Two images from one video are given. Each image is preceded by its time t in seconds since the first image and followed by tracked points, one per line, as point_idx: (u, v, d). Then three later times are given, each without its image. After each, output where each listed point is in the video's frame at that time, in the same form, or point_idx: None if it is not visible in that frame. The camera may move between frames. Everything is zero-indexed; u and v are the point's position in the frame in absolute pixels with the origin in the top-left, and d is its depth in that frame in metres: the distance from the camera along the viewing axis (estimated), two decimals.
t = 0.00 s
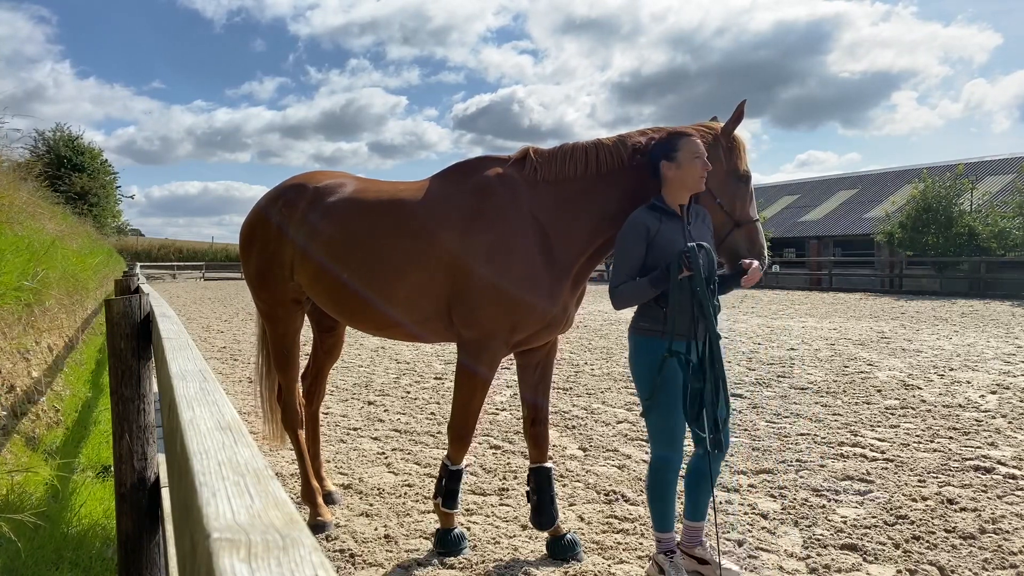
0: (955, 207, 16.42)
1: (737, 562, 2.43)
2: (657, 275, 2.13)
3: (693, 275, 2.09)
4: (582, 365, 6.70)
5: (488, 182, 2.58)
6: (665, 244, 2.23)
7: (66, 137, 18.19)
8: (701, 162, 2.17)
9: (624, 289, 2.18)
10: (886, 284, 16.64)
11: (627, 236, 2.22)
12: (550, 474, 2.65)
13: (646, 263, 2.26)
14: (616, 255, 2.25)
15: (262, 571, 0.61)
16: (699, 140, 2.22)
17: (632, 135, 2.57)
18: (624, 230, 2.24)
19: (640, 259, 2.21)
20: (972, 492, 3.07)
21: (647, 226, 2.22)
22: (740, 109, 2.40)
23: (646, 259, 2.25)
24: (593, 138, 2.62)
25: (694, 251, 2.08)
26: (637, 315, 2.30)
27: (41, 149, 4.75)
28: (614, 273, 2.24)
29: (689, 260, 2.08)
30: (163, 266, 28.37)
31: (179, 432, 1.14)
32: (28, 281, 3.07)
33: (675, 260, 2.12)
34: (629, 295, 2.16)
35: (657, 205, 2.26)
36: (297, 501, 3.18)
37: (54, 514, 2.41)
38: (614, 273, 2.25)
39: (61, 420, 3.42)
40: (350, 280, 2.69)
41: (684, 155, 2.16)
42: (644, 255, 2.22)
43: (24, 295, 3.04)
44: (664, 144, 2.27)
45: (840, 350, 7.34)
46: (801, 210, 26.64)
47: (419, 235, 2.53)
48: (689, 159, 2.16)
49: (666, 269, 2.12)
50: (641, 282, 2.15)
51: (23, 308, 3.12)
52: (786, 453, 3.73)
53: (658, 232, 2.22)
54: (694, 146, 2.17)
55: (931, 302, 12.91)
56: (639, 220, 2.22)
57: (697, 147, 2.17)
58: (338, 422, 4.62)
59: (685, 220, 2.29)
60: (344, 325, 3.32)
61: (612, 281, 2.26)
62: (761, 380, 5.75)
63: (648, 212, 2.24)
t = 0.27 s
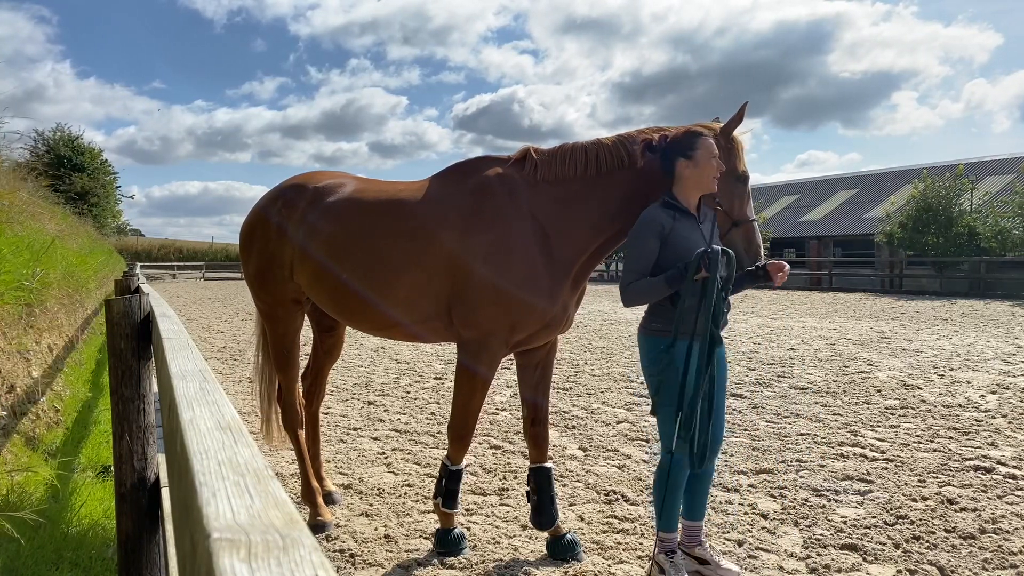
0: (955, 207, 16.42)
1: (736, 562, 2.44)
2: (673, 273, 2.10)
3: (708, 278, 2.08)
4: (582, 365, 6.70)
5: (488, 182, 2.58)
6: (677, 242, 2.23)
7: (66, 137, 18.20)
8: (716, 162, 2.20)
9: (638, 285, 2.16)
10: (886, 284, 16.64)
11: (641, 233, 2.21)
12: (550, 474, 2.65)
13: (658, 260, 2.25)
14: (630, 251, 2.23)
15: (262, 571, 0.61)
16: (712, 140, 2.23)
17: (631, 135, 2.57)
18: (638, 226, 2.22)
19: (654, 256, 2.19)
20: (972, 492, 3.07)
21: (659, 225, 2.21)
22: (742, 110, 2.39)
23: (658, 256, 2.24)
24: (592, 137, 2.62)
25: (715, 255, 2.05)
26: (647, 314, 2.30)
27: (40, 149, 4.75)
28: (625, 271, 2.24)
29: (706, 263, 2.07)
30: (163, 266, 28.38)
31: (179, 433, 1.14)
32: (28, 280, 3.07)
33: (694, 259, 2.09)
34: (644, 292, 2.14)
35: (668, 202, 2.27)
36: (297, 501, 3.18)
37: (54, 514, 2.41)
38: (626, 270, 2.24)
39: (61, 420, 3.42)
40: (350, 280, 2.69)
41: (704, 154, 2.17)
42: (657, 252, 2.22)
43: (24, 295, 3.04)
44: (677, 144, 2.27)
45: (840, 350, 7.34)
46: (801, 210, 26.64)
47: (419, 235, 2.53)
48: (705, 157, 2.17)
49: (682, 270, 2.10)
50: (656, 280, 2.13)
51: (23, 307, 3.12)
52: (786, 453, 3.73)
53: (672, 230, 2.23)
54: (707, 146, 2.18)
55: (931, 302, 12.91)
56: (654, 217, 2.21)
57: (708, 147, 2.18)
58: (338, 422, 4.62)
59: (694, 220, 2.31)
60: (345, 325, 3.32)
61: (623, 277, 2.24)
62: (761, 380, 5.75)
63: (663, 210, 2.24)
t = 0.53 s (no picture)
0: (955, 207, 16.42)
1: (736, 562, 2.44)
2: (689, 282, 2.12)
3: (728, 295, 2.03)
4: (582, 365, 6.70)
5: (488, 182, 2.58)
6: (690, 244, 2.23)
7: (66, 137, 18.21)
8: (727, 163, 2.20)
9: (651, 289, 2.17)
10: (886, 284, 16.64)
11: (657, 234, 2.21)
12: (550, 474, 2.65)
13: (670, 262, 2.26)
14: (643, 252, 2.24)
15: (262, 571, 0.61)
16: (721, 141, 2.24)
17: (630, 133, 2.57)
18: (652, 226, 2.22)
19: (666, 257, 2.20)
20: (972, 492, 3.07)
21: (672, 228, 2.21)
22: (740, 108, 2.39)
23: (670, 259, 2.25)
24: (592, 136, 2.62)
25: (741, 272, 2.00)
26: (658, 314, 2.30)
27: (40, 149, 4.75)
28: (636, 271, 2.24)
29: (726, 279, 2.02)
30: (163, 266, 28.39)
31: (179, 433, 1.14)
32: (28, 280, 3.06)
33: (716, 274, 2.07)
34: (657, 296, 2.15)
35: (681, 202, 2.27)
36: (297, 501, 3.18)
37: (54, 514, 2.41)
38: (637, 270, 2.24)
39: (61, 419, 3.42)
40: (350, 281, 2.69)
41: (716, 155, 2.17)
42: (670, 254, 2.23)
43: (24, 295, 3.04)
44: (688, 144, 2.27)
45: (840, 350, 7.34)
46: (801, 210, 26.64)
47: (419, 235, 2.53)
48: (715, 157, 2.17)
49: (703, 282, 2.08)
50: (671, 286, 2.15)
51: (23, 307, 3.12)
52: (786, 453, 3.73)
53: (686, 231, 2.23)
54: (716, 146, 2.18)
55: (931, 302, 12.91)
56: (668, 219, 2.21)
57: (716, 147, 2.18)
58: (338, 422, 4.62)
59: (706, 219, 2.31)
60: (345, 325, 3.32)
61: (635, 277, 2.24)
62: (761, 380, 5.76)
63: (676, 211, 2.24)
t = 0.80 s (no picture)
0: (955, 207, 16.42)
1: (736, 562, 2.44)
2: (697, 287, 2.15)
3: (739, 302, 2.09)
4: (582, 365, 6.70)
5: (488, 181, 2.58)
6: (695, 244, 2.23)
7: (66, 137, 18.21)
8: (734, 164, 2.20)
9: (658, 291, 2.17)
10: (886, 284, 16.64)
11: (662, 232, 2.20)
12: (550, 473, 2.65)
13: (674, 262, 2.26)
14: (648, 251, 2.23)
15: (262, 571, 0.61)
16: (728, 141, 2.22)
17: (629, 131, 2.57)
18: (658, 225, 2.19)
19: (670, 257, 2.20)
20: (972, 492, 3.07)
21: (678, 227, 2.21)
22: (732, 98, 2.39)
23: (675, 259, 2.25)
24: (591, 134, 2.62)
25: (751, 283, 2.05)
26: (658, 311, 2.30)
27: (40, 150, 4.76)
28: (642, 270, 2.22)
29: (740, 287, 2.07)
30: (163, 266, 28.39)
31: (179, 433, 1.14)
32: (28, 281, 3.06)
33: (725, 281, 2.10)
34: (664, 299, 2.16)
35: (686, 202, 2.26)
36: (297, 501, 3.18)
37: (54, 514, 2.41)
38: (642, 269, 2.23)
39: (61, 420, 3.42)
40: (350, 281, 2.69)
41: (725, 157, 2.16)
42: (675, 254, 2.22)
43: (24, 295, 3.04)
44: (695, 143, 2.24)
45: (840, 350, 7.34)
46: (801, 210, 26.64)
47: (419, 235, 2.53)
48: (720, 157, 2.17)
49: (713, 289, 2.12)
50: (678, 289, 2.16)
51: (23, 307, 3.11)
52: (786, 453, 3.73)
53: (691, 231, 2.23)
54: (718, 145, 2.17)
55: (931, 303, 12.91)
56: (675, 218, 2.19)
57: (719, 145, 2.17)
58: (338, 422, 4.62)
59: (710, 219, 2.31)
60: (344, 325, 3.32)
61: (640, 277, 2.23)
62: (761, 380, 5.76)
63: (682, 210, 2.23)
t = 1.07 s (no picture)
0: (955, 208, 16.42)
1: (736, 562, 2.44)
2: (696, 288, 2.15)
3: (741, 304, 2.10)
4: (582, 365, 6.70)
5: (487, 181, 2.58)
6: (693, 243, 2.23)
7: (66, 137, 18.21)
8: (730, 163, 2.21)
9: (656, 291, 2.17)
10: (886, 284, 16.64)
11: (660, 231, 2.19)
12: (550, 473, 2.65)
13: (673, 260, 2.26)
14: (645, 251, 2.22)
15: (262, 571, 0.61)
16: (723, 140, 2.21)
17: (626, 128, 2.57)
18: (656, 225, 2.19)
19: (668, 256, 2.19)
20: (972, 492, 3.06)
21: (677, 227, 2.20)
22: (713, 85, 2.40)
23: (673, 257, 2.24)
24: (589, 132, 2.61)
25: (751, 285, 2.05)
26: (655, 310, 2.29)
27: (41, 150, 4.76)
28: (639, 271, 2.22)
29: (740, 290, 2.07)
30: (163, 266, 28.39)
31: (179, 432, 1.14)
32: (28, 281, 3.06)
33: (725, 283, 2.10)
34: (662, 300, 2.16)
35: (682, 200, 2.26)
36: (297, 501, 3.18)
37: (54, 514, 2.41)
38: (640, 269, 2.22)
39: (61, 420, 3.42)
40: (350, 281, 2.69)
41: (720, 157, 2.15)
42: (673, 254, 2.22)
43: (24, 295, 3.04)
44: (687, 143, 2.26)
45: (840, 350, 7.34)
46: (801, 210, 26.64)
47: (419, 235, 2.53)
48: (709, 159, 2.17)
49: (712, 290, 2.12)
50: (676, 290, 2.17)
51: (22, 308, 3.11)
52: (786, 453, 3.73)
53: (689, 230, 2.22)
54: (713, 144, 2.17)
55: (932, 303, 12.91)
56: (672, 218, 2.19)
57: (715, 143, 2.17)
58: (338, 422, 4.62)
59: (708, 217, 2.31)
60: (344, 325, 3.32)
61: (637, 277, 2.23)
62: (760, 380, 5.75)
63: (679, 209, 2.22)
